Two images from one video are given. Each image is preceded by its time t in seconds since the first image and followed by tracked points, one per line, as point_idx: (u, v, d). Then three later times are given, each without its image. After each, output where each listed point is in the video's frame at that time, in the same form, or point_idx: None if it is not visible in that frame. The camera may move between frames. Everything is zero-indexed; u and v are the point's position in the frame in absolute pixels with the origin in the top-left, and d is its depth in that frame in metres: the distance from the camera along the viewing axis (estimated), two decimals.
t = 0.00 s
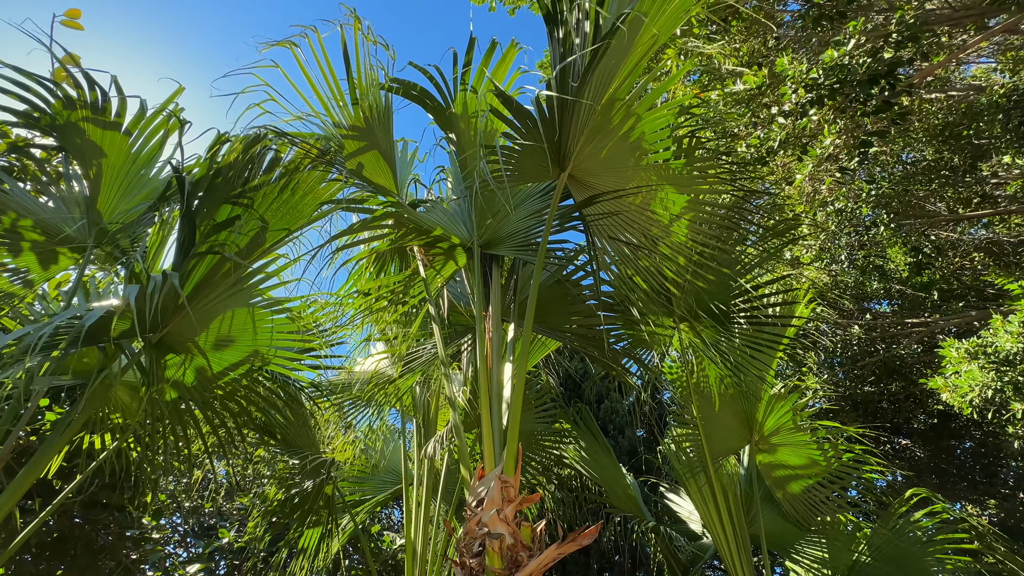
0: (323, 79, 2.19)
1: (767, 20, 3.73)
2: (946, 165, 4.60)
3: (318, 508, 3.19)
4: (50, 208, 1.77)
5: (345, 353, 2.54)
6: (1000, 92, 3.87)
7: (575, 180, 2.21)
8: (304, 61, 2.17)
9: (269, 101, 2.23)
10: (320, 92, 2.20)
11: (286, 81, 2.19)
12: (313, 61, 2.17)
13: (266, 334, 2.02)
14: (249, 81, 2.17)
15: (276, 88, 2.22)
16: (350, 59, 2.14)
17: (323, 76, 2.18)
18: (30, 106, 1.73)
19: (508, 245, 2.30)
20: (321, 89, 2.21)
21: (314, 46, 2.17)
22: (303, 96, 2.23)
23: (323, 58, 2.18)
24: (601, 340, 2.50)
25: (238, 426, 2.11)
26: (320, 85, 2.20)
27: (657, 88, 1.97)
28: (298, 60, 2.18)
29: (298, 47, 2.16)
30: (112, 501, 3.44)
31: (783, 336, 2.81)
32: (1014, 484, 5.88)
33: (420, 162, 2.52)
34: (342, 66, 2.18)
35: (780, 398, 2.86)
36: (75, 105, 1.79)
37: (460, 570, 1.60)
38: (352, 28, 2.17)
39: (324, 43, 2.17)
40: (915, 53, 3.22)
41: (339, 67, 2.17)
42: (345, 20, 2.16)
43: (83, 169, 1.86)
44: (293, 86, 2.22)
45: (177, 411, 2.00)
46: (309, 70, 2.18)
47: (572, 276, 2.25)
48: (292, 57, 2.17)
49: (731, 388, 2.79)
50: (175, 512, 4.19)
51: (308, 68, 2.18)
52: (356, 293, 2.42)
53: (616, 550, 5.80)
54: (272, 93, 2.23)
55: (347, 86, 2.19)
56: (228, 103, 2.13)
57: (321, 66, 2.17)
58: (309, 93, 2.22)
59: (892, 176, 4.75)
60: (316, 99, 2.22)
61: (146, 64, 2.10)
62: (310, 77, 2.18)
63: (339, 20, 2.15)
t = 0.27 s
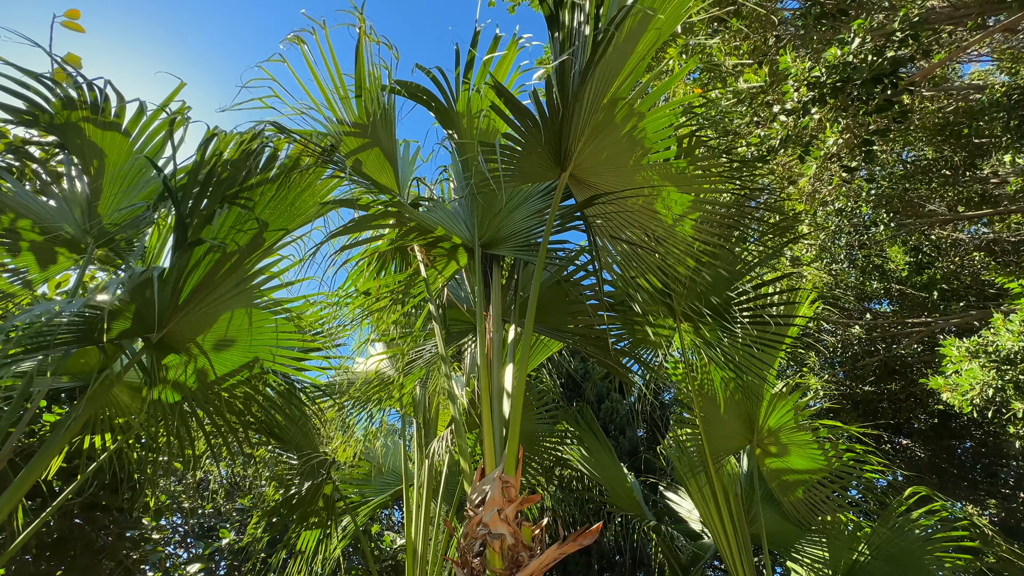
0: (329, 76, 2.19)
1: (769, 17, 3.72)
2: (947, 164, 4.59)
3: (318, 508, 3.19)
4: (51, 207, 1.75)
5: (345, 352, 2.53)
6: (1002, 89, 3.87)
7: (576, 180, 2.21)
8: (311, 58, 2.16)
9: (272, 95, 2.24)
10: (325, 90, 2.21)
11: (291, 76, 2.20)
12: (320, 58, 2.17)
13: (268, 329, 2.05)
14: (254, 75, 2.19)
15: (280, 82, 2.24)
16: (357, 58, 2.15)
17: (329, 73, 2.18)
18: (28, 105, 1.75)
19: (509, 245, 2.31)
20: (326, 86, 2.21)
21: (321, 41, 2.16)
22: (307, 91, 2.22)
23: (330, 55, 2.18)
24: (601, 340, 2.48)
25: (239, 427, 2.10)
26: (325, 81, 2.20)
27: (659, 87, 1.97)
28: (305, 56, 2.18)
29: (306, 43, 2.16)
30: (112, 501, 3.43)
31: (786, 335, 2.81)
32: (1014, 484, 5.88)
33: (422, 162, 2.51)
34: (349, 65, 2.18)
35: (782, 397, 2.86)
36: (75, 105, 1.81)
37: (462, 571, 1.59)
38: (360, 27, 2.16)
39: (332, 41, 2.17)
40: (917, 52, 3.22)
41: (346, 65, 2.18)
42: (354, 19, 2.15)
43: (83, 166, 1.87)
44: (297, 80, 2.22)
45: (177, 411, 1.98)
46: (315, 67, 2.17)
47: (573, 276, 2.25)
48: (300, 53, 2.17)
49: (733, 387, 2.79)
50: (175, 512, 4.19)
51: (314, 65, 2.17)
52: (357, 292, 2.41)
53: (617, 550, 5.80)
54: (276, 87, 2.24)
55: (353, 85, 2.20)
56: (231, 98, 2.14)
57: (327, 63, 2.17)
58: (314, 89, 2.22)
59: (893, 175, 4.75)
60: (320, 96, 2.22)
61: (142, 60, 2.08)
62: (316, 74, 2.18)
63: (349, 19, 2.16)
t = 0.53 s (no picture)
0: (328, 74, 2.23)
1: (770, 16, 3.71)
2: (948, 164, 4.59)
3: (318, 509, 3.18)
4: (52, 204, 1.77)
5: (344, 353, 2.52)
6: (1004, 88, 3.85)
7: (577, 180, 2.20)
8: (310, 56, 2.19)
9: (269, 95, 2.22)
10: (323, 87, 2.23)
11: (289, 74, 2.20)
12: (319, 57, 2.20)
13: (269, 327, 2.05)
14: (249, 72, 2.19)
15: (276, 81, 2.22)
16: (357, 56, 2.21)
17: (328, 71, 2.22)
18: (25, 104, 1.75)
19: (509, 246, 2.30)
20: (324, 83, 2.23)
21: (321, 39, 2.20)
22: (305, 90, 2.23)
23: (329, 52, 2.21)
24: (601, 340, 2.49)
25: (238, 428, 2.09)
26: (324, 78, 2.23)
27: (662, 88, 1.97)
28: (304, 54, 2.21)
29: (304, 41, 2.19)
30: (113, 501, 3.43)
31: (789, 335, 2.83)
32: (1015, 484, 5.87)
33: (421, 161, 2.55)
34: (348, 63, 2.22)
35: (784, 397, 2.86)
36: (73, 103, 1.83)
37: (463, 571, 1.59)
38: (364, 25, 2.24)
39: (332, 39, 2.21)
40: (919, 50, 3.21)
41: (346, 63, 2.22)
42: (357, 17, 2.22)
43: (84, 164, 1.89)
44: (295, 79, 2.22)
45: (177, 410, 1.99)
46: (314, 65, 2.21)
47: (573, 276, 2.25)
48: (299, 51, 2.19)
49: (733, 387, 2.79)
50: (174, 513, 4.18)
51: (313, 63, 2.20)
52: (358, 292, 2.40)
53: (618, 550, 5.79)
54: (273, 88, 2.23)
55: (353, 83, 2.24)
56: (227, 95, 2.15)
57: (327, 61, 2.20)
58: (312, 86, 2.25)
59: (894, 174, 4.74)
60: (319, 94, 2.24)
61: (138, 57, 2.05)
62: (315, 71, 2.21)
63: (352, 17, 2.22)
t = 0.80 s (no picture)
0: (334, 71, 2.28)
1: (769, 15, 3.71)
2: (949, 164, 4.58)
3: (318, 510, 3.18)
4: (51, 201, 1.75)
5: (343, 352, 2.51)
6: (1004, 87, 3.85)
7: (578, 179, 2.19)
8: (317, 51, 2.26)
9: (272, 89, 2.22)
10: (328, 83, 2.28)
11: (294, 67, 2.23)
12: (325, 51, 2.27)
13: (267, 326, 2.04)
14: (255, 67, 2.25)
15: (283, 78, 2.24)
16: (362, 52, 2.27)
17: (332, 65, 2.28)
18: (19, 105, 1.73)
19: (509, 245, 2.29)
20: (329, 77, 2.28)
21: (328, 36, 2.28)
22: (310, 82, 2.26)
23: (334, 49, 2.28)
24: (601, 339, 2.49)
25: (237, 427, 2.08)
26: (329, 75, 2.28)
27: (664, 87, 1.97)
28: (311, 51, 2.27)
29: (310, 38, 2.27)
30: (113, 502, 3.43)
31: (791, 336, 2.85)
32: (1015, 484, 5.86)
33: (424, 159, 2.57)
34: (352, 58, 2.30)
35: (787, 396, 2.85)
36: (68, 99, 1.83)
37: (464, 572, 1.59)
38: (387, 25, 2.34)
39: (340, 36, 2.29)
40: (919, 49, 3.21)
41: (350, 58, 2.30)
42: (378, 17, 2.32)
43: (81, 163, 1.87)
44: (300, 73, 2.26)
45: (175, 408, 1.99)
46: (320, 60, 2.26)
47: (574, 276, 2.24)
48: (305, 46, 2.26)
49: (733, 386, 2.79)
50: (175, 514, 4.18)
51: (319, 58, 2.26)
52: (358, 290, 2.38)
53: (618, 551, 5.79)
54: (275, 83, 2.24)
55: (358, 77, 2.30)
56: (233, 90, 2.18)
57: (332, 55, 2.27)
58: (317, 81, 2.29)
59: (894, 174, 4.74)
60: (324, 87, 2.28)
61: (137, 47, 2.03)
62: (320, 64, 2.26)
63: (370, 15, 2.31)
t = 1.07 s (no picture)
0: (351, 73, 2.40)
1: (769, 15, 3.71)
2: (949, 164, 4.57)
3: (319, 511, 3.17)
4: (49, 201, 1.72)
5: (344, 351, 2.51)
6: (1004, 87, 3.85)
7: (579, 180, 2.19)
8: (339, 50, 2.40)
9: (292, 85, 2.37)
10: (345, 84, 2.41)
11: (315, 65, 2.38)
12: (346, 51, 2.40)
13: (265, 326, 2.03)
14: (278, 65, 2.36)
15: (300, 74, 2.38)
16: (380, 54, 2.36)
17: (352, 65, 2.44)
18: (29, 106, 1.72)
19: (510, 246, 2.31)
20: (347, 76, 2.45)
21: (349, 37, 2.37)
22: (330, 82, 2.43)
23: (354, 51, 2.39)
24: (603, 338, 2.49)
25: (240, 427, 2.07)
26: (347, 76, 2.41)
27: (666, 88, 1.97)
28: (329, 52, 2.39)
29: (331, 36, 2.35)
30: (113, 503, 3.42)
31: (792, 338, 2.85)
32: (1015, 485, 5.86)
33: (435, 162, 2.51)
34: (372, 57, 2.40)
35: (789, 397, 2.85)
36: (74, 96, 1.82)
37: (464, 573, 1.59)
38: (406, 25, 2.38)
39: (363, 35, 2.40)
40: (918, 49, 3.21)
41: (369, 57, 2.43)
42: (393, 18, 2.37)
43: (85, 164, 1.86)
44: (321, 71, 2.42)
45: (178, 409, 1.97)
46: (341, 59, 2.43)
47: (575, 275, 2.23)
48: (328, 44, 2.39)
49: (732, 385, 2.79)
50: (175, 515, 4.17)
51: (340, 58, 2.43)
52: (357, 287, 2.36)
53: (618, 551, 5.79)
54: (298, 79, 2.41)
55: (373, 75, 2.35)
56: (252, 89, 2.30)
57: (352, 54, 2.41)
58: (337, 79, 2.46)
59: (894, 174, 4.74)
60: (342, 86, 2.44)
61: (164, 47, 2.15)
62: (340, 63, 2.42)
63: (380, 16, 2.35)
